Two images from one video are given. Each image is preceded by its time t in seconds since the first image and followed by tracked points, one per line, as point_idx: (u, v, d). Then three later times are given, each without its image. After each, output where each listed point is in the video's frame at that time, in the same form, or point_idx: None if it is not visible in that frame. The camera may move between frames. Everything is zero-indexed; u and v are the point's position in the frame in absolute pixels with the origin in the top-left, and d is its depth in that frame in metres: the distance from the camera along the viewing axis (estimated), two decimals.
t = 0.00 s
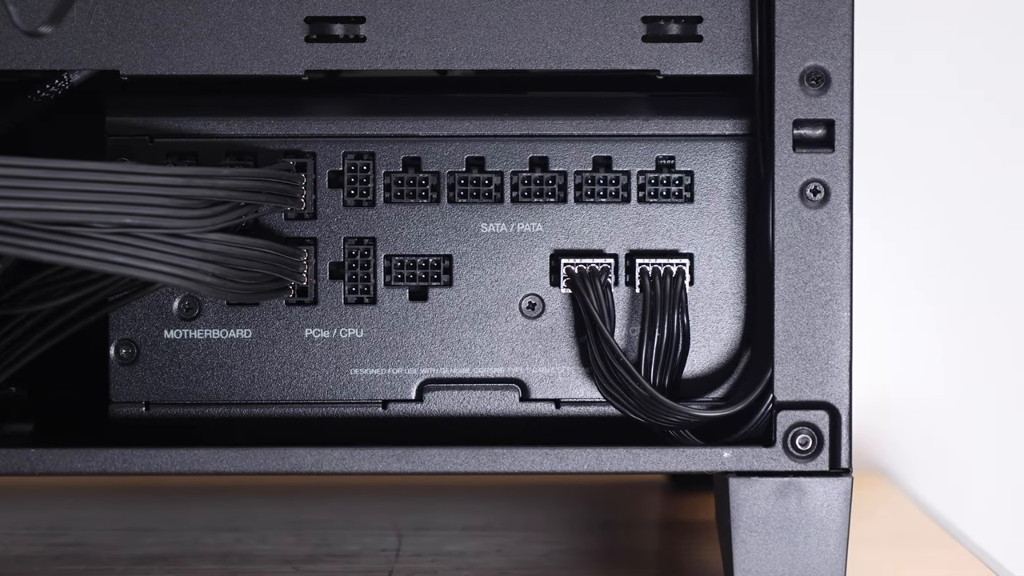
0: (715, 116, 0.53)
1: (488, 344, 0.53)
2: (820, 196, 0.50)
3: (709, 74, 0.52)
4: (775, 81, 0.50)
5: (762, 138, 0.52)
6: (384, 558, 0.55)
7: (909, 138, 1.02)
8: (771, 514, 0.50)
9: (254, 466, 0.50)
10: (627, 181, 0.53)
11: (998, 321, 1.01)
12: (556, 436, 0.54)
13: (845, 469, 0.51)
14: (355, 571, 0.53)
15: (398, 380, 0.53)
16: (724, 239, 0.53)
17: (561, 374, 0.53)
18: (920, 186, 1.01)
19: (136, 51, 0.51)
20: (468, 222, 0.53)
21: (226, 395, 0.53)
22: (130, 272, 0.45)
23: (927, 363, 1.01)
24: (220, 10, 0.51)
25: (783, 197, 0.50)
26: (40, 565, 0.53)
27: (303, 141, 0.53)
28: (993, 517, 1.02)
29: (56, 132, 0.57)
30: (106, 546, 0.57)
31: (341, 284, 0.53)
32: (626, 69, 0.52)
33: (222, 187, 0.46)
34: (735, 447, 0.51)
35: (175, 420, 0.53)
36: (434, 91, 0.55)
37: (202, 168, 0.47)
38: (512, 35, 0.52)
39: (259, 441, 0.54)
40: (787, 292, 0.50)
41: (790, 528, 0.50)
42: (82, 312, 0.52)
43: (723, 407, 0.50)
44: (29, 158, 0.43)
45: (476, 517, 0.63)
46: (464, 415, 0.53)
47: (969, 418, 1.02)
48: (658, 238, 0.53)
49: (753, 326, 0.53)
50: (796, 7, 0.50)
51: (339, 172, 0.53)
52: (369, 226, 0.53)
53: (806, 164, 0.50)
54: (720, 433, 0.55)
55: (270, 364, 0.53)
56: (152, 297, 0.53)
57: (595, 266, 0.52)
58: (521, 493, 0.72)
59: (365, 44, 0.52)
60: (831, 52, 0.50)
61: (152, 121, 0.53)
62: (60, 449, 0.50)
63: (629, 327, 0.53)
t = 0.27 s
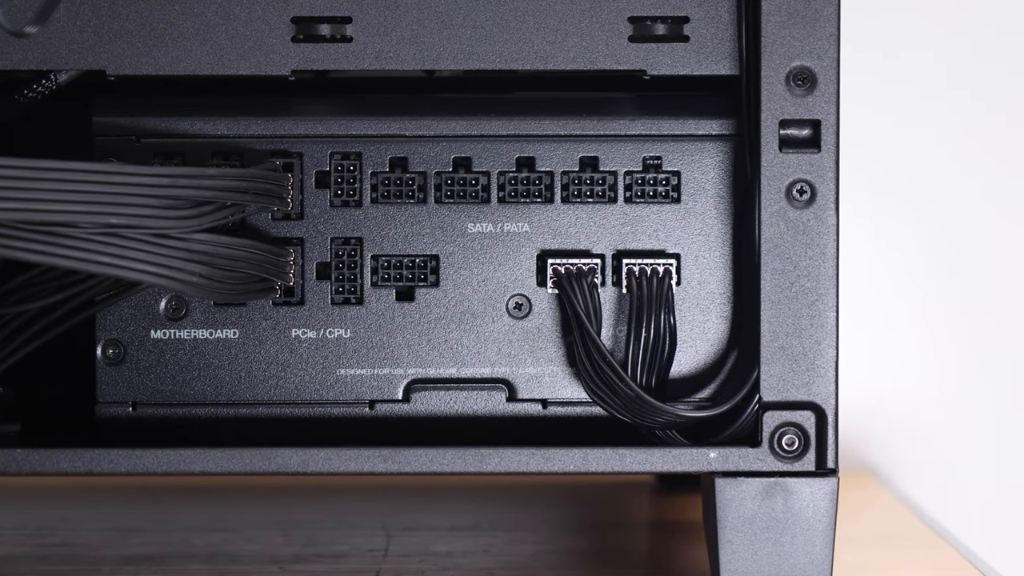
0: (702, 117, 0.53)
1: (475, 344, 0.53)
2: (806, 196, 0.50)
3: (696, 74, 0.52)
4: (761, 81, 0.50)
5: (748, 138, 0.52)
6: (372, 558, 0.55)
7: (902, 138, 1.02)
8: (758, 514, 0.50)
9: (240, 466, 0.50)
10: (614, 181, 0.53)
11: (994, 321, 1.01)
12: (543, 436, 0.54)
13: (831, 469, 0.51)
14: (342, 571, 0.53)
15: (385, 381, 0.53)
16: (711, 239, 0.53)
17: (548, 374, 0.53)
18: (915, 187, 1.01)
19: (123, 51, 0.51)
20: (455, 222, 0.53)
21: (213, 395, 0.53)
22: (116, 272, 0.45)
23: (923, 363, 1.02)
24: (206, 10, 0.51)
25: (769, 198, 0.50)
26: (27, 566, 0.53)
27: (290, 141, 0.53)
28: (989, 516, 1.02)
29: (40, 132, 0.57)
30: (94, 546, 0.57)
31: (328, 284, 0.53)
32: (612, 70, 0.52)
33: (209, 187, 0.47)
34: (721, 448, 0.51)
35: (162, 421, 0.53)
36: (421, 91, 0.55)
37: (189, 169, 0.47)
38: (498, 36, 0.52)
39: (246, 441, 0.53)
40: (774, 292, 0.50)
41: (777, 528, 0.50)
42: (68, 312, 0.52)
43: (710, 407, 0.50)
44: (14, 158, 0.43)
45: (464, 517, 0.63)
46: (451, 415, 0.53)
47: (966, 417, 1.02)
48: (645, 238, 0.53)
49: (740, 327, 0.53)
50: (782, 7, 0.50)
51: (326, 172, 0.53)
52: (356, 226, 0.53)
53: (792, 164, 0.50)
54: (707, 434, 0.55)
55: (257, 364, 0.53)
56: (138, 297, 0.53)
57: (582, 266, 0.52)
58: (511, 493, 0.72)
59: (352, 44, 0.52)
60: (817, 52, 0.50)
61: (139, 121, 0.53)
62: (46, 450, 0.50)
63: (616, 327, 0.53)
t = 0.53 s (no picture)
0: (689, 117, 0.53)
1: (462, 344, 0.53)
2: (793, 196, 0.50)
3: (683, 74, 0.52)
4: (747, 81, 0.50)
5: (735, 138, 0.52)
6: (360, 558, 0.55)
7: (903, 139, 1.02)
8: (744, 514, 0.50)
9: (227, 466, 0.50)
10: (601, 181, 0.53)
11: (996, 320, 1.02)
12: (531, 436, 0.54)
13: (818, 469, 0.51)
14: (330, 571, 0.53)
15: (373, 381, 0.53)
16: (698, 239, 0.53)
17: (535, 374, 0.53)
18: (917, 186, 1.02)
19: (110, 52, 0.51)
20: (442, 222, 0.53)
21: (200, 396, 0.53)
22: (102, 272, 0.45)
23: (925, 362, 1.03)
24: (193, 10, 0.51)
25: (756, 198, 0.50)
26: (14, 566, 0.53)
27: (277, 142, 0.53)
28: (987, 513, 1.04)
29: (27, 132, 0.56)
30: (82, 546, 0.57)
31: (315, 284, 0.53)
32: (599, 70, 0.52)
33: (196, 187, 0.46)
34: (708, 448, 0.51)
35: (149, 421, 0.53)
36: (409, 91, 0.55)
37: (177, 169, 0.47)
38: (485, 36, 0.52)
39: (233, 441, 0.53)
40: (760, 292, 0.50)
41: (763, 528, 0.50)
42: (54, 312, 0.52)
43: (697, 407, 0.50)
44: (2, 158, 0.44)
45: (453, 517, 0.63)
46: (438, 415, 0.53)
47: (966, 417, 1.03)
48: (633, 238, 0.53)
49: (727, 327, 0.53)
50: (769, 7, 0.50)
51: (313, 172, 0.53)
52: (343, 226, 0.53)
53: (778, 165, 0.50)
54: (694, 434, 0.55)
55: (245, 364, 0.53)
56: (125, 297, 0.53)
57: (569, 267, 0.52)
58: (502, 493, 0.72)
59: (339, 44, 0.52)
60: (803, 52, 0.50)
61: (127, 121, 0.54)
62: (33, 450, 0.50)
63: (603, 327, 0.52)
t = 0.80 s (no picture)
0: (676, 117, 0.53)
1: (449, 344, 0.53)
2: (779, 196, 0.50)
3: (669, 74, 0.52)
4: (734, 81, 0.50)
5: (722, 139, 0.52)
6: (348, 559, 0.55)
7: (911, 146, 1.05)
8: (731, 515, 0.50)
9: (213, 466, 0.50)
10: (588, 181, 0.53)
11: (1002, 324, 1.05)
12: (518, 436, 0.54)
13: (804, 469, 0.51)
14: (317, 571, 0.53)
15: (360, 381, 0.53)
16: (685, 239, 0.53)
17: (522, 375, 0.53)
18: (909, 185, 1.05)
19: (96, 52, 0.51)
20: (429, 223, 0.53)
21: (187, 396, 0.53)
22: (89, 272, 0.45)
23: (932, 365, 1.05)
24: (180, 10, 0.51)
25: (742, 198, 0.50)
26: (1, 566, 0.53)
27: (264, 142, 0.53)
28: (991, 514, 1.06)
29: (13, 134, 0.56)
30: (70, 546, 0.57)
31: (302, 284, 0.53)
32: (586, 70, 0.52)
33: (183, 187, 0.46)
34: (694, 448, 0.51)
35: (136, 421, 0.53)
36: (396, 91, 0.55)
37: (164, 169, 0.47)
38: (472, 36, 0.52)
39: (220, 442, 0.53)
40: (747, 292, 0.50)
41: (749, 528, 0.50)
42: (40, 312, 0.51)
43: (684, 408, 0.50)
44: None
45: (442, 517, 0.63)
46: (426, 416, 0.53)
47: (969, 418, 1.05)
48: (620, 238, 0.53)
49: (714, 327, 0.53)
50: (756, 8, 0.50)
51: (300, 172, 0.53)
52: (330, 226, 0.53)
53: (765, 165, 0.50)
54: (681, 434, 0.55)
55: (232, 364, 0.53)
56: (112, 297, 0.53)
57: (556, 267, 0.52)
58: (492, 493, 0.72)
59: (326, 44, 0.52)
60: (790, 52, 0.50)
61: (113, 121, 0.54)
62: (19, 450, 0.50)
63: (590, 327, 0.52)
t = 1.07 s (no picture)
0: (664, 118, 0.53)
1: (436, 345, 0.53)
2: (766, 196, 0.50)
3: (656, 75, 0.52)
4: (721, 81, 0.50)
5: (708, 139, 0.52)
6: (335, 559, 0.55)
7: (906, 147, 1.05)
8: (718, 515, 0.50)
9: (200, 466, 0.50)
10: (576, 181, 0.53)
11: (1006, 330, 1.05)
12: (505, 436, 0.54)
13: (791, 469, 0.51)
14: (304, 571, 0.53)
15: (347, 381, 0.53)
16: (673, 239, 0.53)
17: (509, 375, 0.53)
18: (903, 186, 1.05)
19: (83, 52, 0.51)
20: (417, 223, 0.53)
21: (174, 396, 0.53)
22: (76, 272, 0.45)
23: (936, 370, 1.05)
24: (167, 10, 0.51)
25: (729, 198, 0.50)
26: None
27: (251, 142, 0.53)
28: (992, 517, 1.06)
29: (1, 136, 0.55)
30: (58, 546, 0.57)
31: (289, 284, 0.53)
32: (573, 70, 0.52)
33: (170, 187, 0.46)
34: (681, 448, 0.50)
35: (124, 421, 0.53)
36: (384, 92, 0.55)
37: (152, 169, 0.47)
38: (459, 36, 0.51)
39: (208, 442, 0.53)
40: (734, 292, 0.50)
41: (736, 528, 0.50)
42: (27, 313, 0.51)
43: (671, 408, 0.50)
44: None
45: (431, 517, 0.63)
46: (413, 416, 0.53)
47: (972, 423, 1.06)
48: (607, 239, 0.53)
49: (702, 328, 0.53)
50: (742, 8, 0.50)
51: (287, 173, 0.53)
52: (317, 227, 0.53)
53: (752, 165, 0.50)
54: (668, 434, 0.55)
55: (219, 365, 0.53)
56: (100, 297, 0.53)
57: (543, 267, 0.52)
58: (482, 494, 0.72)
59: (313, 44, 0.52)
60: (776, 52, 0.50)
61: (101, 121, 0.54)
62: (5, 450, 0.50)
63: (577, 327, 0.53)
